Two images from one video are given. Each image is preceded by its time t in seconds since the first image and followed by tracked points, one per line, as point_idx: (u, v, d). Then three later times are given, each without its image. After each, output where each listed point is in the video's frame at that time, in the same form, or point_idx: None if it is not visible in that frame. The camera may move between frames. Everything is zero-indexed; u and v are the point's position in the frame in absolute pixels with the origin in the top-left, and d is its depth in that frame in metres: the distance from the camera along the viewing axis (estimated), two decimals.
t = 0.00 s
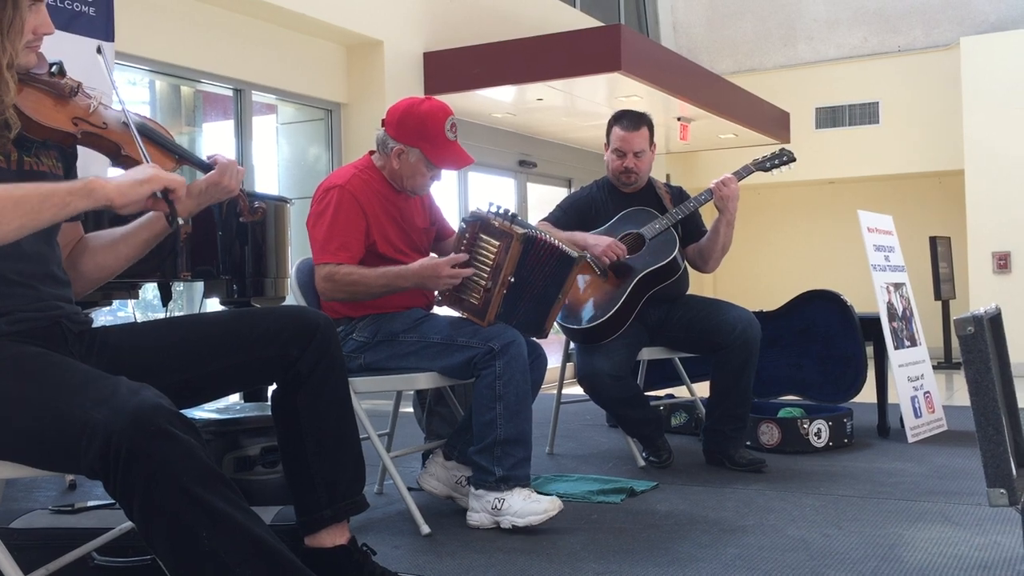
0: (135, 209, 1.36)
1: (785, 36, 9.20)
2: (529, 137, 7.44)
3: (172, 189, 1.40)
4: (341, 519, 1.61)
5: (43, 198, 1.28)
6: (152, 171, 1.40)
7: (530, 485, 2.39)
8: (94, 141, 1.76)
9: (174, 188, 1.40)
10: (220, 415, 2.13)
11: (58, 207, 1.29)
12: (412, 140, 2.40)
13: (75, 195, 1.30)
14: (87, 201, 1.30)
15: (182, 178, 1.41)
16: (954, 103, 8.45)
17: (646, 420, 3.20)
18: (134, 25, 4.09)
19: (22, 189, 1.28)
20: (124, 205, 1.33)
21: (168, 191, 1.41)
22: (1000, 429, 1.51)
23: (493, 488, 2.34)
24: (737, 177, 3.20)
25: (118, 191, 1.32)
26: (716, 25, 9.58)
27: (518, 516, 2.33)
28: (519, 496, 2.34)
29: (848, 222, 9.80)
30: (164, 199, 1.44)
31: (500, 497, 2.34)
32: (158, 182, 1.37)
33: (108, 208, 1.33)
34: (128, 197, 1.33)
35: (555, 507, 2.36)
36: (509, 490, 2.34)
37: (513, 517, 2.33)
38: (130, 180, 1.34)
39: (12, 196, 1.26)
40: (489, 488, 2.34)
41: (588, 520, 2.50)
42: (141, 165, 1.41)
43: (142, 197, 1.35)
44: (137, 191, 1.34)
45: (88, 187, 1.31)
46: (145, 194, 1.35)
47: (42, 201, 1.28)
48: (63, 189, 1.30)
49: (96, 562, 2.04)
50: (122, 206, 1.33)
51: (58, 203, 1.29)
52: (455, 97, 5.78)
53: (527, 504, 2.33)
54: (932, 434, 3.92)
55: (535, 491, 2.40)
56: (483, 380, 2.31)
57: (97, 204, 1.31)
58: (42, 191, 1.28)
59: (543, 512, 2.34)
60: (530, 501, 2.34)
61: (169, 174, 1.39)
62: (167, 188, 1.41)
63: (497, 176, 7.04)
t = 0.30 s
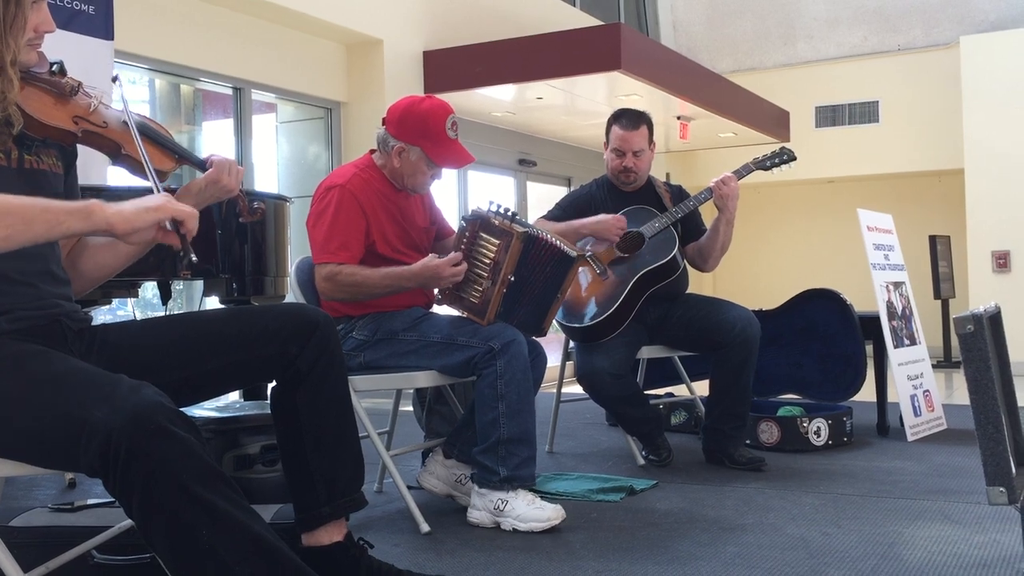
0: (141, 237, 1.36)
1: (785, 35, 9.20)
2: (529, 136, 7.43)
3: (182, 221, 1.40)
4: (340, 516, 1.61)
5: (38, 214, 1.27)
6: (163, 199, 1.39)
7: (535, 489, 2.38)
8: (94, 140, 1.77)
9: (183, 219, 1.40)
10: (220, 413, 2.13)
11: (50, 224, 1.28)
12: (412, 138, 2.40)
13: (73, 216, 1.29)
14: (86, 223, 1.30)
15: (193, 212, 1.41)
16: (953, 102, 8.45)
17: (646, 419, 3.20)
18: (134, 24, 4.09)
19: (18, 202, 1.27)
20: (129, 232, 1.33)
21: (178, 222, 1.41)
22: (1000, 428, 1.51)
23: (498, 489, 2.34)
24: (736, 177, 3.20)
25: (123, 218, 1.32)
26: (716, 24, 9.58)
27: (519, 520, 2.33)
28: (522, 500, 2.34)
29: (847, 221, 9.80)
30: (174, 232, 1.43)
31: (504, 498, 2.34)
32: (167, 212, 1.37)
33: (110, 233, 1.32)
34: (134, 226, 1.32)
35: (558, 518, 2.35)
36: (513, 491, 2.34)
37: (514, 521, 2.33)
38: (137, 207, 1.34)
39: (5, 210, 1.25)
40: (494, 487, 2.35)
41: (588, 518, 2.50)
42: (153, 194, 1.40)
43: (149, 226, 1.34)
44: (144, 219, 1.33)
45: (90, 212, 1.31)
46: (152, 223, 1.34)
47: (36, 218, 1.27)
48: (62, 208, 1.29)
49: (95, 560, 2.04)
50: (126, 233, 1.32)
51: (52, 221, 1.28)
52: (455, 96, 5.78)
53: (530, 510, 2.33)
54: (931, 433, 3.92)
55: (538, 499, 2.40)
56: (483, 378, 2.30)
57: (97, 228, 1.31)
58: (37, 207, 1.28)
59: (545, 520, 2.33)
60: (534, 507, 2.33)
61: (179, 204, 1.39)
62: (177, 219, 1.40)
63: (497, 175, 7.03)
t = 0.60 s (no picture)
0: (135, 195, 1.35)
1: (785, 34, 9.19)
2: (529, 134, 7.43)
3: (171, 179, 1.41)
4: (341, 515, 1.61)
5: (42, 183, 1.28)
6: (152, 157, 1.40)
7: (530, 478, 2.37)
8: (94, 137, 1.77)
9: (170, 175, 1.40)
10: (220, 411, 2.13)
11: (61, 194, 1.29)
12: (415, 137, 2.39)
13: (76, 177, 1.29)
14: (88, 184, 1.30)
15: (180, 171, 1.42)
16: (954, 101, 8.45)
17: (646, 418, 3.20)
18: (135, 24, 4.09)
19: (22, 178, 1.27)
20: (125, 187, 1.32)
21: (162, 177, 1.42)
22: (1000, 427, 1.51)
23: (492, 484, 2.33)
24: (737, 175, 3.20)
25: (118, 172, 1.31)
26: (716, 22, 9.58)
27: (518, 511, 2.32)
28: (519, 491, 2.33)
29: (848, 219, 9.80)
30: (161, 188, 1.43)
31: (499, 492, 2.33)
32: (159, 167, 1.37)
33: (108, 191, 1.31)
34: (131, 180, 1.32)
35: (555, 501, 2.35)
36: (508, 485, 2.33)
37: (513, 512, 2.32)
38: (130, 162, 1.33)
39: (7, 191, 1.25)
40: (487, 484, 2.34)
41: (588, 516, 2.50)
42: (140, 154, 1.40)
43: (142, 180, 1.34)
44: (140, 174, 1.33)
45: (89, 171, 1.29)
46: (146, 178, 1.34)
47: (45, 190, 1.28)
48: (63, 173, 1.29)
49: (96, 558, 2.03)
50: (122, 188, 1.31)
51: (60, 190, 1.28)
52: (456, 94, 5.78)
53: (526, 498, 2.32)
54: (932, 432, 3.92)
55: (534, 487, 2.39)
56: (483, 377, 2.30)
57: (96, 186, 1.30)
58: (42, 179, 1.28)
59: (543, 506, 2.32)
60: (530, 495, 2.32)
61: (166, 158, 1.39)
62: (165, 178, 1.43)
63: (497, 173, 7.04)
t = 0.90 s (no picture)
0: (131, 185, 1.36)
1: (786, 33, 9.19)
2: (529, 133, 7.43)
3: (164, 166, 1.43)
4: (342, 514, 1.61)
5: (47, 176, 1.28)
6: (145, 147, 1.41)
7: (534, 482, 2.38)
8: (96, 136, 1.74)
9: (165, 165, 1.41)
10: (221, 410, 2.13)
11: (67, 186, 1.30)
12: (417, 136, 2.39)
13: (80, 170, 1.30)
14: (92, 176, 1.31)
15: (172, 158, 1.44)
16: (954, 100, 8.44)
17: (647, 417, 3.21)
18: (135, 24, 4.09)
19: (28, 171, 1.28)
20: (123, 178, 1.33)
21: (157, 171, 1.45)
22: (1001, 426, 1.51)
23: (495, 485, 2.34)
24: (739, 174, 3.20)
25: (117, 165, 1.32)
26: (717, 21, 9.58)
27: (520, 514, 2.33)
28: (522, 495, 2.33)
29: (848, 218, 9.80)
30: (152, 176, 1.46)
31: (503, 494, 2.33)
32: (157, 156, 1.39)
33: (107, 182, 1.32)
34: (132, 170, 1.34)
35: (558, 508, 2.36)
36: (512, 487, 2.33)
37: (515, 515, 2.33)
38: (128, 153, 1.34)
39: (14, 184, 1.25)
40: (492, 484, 2.34)
41: (589, 516, 2.50)
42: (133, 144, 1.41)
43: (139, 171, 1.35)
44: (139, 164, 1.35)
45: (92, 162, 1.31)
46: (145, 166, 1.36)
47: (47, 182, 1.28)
48: (68, 166, 1.30)
49: (97, 557, 2.03)
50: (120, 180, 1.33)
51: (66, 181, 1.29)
52: (457, 93, 5.78)
53: (530, 503, 2.33)
54: (932, 431, 3.92)
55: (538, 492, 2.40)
56: (484, 375, 2.30)
57: (97, 178, 1.31)
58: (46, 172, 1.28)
59: (546, 512, 2.33)
60: (533, 500, 2.33)
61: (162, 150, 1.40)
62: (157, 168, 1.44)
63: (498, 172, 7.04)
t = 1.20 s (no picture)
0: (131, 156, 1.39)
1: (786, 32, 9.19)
2: (529, 133, 7.43)
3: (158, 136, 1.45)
4: (342, 513, 1.61)
5: (45, 155, 1.28)
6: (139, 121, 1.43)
7: (528, 472, 2.38)
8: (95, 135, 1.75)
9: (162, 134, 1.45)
10: (221, 410, 2.13)
11: (64, 165, 1.30)
12: (419, 133, 2.39)
13: (77, 145, 1.31)
14: (90, 150, 1.32)
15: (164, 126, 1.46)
16: (954, 99, 8.44)
17: (647, 416, 3.21)
18: (135, 24, 4.09)
19: (25, 153, 1.28)
20: (122, 148, 1.36)
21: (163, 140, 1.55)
22: (1001, 425, 1.51)
23: (491, 481, 2.34)
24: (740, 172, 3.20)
25: (116, 135, 1.35)
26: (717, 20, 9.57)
27: (517, 505, 2.32)
28: (516, 486, 2.33)
29: (848, 217, 9.79)
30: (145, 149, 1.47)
31: (498, 488, 2.33)
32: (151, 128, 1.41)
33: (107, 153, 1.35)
34: (129, 141, 1.36)
35: (554, 493, 2.36)
36: (506, 481, 2.33)
37: (513, 507, 2.33)
38: (125, 125, 1.37)
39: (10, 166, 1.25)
40: (487, 481, 2.35)
41: (588, 515, 2.50)
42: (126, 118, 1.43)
43: (138, 140, 1.38)
44: (136, 134, 1.37)
45: (88, 136, 1.33)
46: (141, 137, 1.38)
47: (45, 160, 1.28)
48: (64, 143, 1.31)
49: (97, 557, 2.04)
50: (121, 149, 1.35)
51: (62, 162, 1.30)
52: (457, 93, 5.78)
53: (525, 493, 2.33)
54: (932, 430, 3.92)
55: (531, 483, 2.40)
56: (484, 375, 2.30)
57: (97, 150, 1.33)
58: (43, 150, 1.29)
59: (542, 499, 2.33)
60: (528, 489, 2.33)
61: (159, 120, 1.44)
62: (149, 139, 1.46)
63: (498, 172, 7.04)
